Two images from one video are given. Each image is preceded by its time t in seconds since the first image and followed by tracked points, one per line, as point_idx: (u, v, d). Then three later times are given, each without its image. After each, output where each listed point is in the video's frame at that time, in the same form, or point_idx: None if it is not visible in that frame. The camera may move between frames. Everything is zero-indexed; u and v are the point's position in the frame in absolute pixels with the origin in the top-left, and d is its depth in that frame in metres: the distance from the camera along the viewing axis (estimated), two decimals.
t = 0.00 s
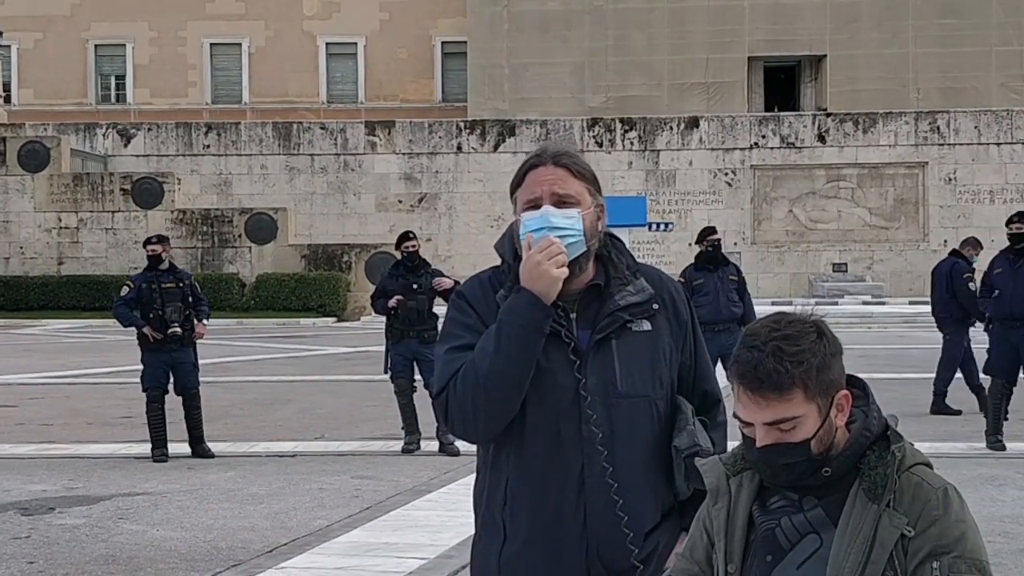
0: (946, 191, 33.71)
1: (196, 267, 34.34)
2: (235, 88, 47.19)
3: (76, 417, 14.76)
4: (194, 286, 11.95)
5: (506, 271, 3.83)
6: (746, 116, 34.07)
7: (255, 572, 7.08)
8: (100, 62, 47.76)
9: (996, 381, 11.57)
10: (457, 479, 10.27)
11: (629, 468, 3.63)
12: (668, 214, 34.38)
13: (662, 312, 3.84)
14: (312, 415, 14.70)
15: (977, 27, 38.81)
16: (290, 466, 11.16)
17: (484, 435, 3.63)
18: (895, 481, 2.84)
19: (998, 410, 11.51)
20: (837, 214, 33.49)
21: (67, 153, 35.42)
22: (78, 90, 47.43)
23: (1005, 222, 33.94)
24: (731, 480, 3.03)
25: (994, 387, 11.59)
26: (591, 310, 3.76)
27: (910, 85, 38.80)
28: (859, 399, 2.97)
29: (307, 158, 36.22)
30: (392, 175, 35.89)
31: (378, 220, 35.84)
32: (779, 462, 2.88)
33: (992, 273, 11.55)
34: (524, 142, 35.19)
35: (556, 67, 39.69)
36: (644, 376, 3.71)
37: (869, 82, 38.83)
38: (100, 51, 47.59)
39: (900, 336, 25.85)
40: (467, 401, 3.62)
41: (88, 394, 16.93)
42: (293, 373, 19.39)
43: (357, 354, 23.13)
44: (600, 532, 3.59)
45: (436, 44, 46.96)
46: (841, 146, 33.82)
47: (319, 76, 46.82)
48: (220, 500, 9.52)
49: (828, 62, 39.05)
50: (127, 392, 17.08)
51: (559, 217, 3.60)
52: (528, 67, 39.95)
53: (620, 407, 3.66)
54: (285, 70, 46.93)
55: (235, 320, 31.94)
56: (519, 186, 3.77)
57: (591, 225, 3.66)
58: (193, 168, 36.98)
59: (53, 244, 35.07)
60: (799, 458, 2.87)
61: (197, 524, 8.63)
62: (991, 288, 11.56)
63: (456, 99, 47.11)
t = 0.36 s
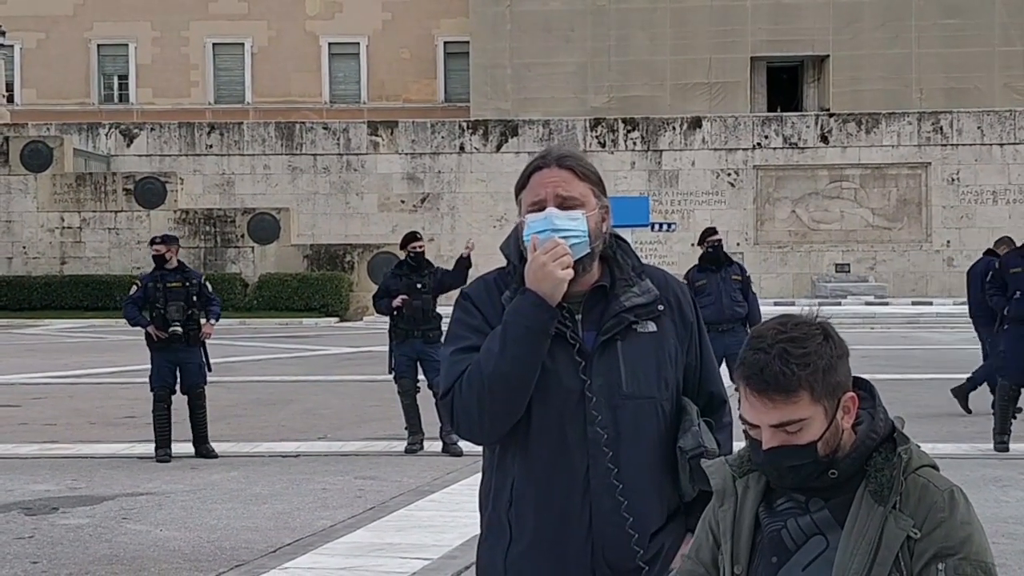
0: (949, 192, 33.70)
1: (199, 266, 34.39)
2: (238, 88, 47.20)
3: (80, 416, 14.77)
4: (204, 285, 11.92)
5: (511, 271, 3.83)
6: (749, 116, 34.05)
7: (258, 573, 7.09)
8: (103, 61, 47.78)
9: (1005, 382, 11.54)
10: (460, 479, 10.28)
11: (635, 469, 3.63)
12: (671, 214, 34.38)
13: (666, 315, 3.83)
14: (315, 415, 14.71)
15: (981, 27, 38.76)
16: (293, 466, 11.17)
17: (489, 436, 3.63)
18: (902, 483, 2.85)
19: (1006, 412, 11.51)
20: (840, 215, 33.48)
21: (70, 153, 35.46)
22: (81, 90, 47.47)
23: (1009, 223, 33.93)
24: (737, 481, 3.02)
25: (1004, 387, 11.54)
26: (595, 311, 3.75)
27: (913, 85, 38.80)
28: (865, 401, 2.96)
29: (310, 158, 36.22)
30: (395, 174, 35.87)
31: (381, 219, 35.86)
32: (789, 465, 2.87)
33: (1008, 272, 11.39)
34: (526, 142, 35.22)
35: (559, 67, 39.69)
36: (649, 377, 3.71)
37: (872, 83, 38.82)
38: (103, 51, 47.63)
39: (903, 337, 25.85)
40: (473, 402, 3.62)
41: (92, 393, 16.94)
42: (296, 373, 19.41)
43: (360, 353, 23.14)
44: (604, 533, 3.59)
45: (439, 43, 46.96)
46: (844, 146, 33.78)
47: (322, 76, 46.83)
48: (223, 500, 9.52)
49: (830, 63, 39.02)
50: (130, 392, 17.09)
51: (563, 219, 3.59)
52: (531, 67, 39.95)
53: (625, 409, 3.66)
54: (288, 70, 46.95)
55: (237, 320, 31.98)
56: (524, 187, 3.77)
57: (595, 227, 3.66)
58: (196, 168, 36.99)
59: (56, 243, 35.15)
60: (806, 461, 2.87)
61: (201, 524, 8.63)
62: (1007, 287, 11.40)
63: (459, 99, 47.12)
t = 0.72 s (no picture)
0: (948, 192, 33.68)
1: (198, 267, 34.39)
2: (237, 88, 47.19)
3: (80, 417, 14.77)
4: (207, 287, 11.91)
5: (510, 273, 3.83)
6: (748, 117, 34.03)
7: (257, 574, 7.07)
8: (102, 62, 47.77)
9: (1005, 381, 11.52)
10: (459, 480, 10.28)
11: (634, 470, 3.63)
12: (671, 215, 34.38)
13: (666, 316, 3.83)
14: (315, 416, 14.70)
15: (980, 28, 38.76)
16: (292, 467, 11.16)
17: (489, 436, 3.63)
18: (901, 482, 2.84)
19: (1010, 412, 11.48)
20: (839, 215, 33.49)
21: (69, 155, 35.49)
22: (80, 90, 47.48)
23: (1008, 223, 33.93)
24: (735, 483, 3.02)
25: (1007, 390, 11.51)
26: (594, 312, 3.75)
27: (912, 87, 38.82)
28: (862, 400, 2.96)
29: (309, 159, 36.21)
30: (394, 175, 35.87)
31: (380, 220, 35.86)
32: (787, 467, 2.87)
33: (1006, 273, 11.41)
34: (525, 143, 35.26)
35: (559, 68, 39.70)
36: (648, 377, 3.71)
37: (871, 83, 38.85)
38: (102, 52, 47.63)
39: (903, 337, 25.84)
40: (472, 404, 3.62)
41: (92, 395, 16.95)
42: (295, 374, 19.40)
43: (359, 354, 23.13)
44: (603, 535, 3.59)
45: (438, 45, 46.93)
46: (843, 147, 33.78)
47: (321, 77, 46.81)
48: (222, 501, 9.52)
49: (829, 64, 39.04)
50: (130, 393, 17.09)
51: (561, 220, 3.58)
52: (530, 68, 39.95)
53: (623, 410, 3.66)
54: (288, 71, 46.94)
55: (237, 321, 31.98)
56: (522, 189, 3.76)
57: (594, 228, 3.66)
58: (195, 169, 36.99)
59: (56, 244, 35.13)
60: (806, 462, 2.86)
61: (199, 525, 8.63)
62: (1005, 289, 11.36)
63: (458, 100, 47.13)
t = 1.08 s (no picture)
0: (944, 192, 33.71)
1: (195, 268, 34.37)
2: (234, 90, 47.16)
3: (76, 419, 14.78)
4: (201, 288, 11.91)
5: (505, 275, 3.83)
6: (745, 118, 34.04)
7: None
8: (98, 63, 47.77)
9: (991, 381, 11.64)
10: (455, 482, 10.27)
11: (629, 471, 3.63)
12: (667, 216, 34.39)
13: (660, 318, 3.83)
14: (312, 417, 14.70)
15: (977, 28, 38.76)
16: (288, 469, 11.16)
17: (484, 438, 3.63)
18: (898, 485, 2.84)
19: (1001, 412, 11.52)
20: (836, 216, 33.53)
21: (66, 156, 35.48)
22: (76, 92, 47.48)
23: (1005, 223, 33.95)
24: (732, 485, 3.03)
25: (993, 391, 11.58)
26: (589, 314, 3.76)
27: (908, 87, 38.85)
28: (860, 403, 2.96)
29: (305, 160, 36.20)
30: (391, 176, 35.87)
31: (377, 221, 35.84)
32: (784, 469, 2.87)
33: (987, 274, 11.56)
34: (521, 145, 35.23)
35: (555, 69, 39.70)
36: (643, 378, 3.71)
37: (868, 83, 38.86)
38: (99, 53, 47.62)
39: (898, 338, 25.86)
40: (466, 406, 3.62)
41: (89, 396, 16.94)
42: (292, 375, 19.40)
43: (355, 355, 23.13)
44: (598, 536, 3.59)
45: (434, 46, 46.89)
46: (839, 148, 33.81)
47: (317, 78, 46.80)
48: (219, 503, 9.52)
49: (825, 65, 39.08)
50: (126, 395, 17.10)
51: (555, 222, 3.58)
52: (527, 69, 39.96)
53: (618, 411, 3.66)
54: (284, 72, 46.90)
55: (233, 323, 31.96)
56: (517, 192, 3.77)
57: (588, 229, 3.66)
58: (191, 170, 36.98)
59: (52, 246, 35.12)
60: (804, 465, 2.86)
61: (196, 526, 8.63)
62: (988, 291, 11.53)
63: (454, 101, 47.11)
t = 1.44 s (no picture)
0: (944, 193, 33.70)
1: (194, 270, 34.37)
2: (233, 91, 47.21)
3: (76, 421, 14.79)
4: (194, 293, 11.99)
5: (503, 276, 3.83)
6: (744, 119, 34.04)
7: None
8: (98, 64, 47.81)
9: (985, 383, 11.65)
10: (456, 483, 10.27)
11: (627, 471, 3.63)
12: (667, 217, 34.39)
13: (659, 319, 3.83)
14: (312, 419, 14.71)
15: (977, 29, 38.74)
16: (288, 471, 11.16)
17: (482, 439, 3.63)
18: (896, 486, 2.83)
19: (996, 412, 11.56)
20: (835, 217, 33.54)
21: (65, 158, 35.53)
22: (76, 93, 47.53)
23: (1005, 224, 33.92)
24: (729, 485, 3.03)
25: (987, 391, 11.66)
26: (587, 315, 3.76)
27: (908, 88, 38.84)
28: (858, 404, 2.96)
29: (305, 161, 36.20)
30: (390, 177, 35.86)
31: (376, 223, 35.83)
32: (788, 473, 2.87)
33: (974, 278, 11.63)
34: (521, 146, 35.21)
35: (554, 70, 39.71)
36: (641, 379, 3.71)
37: (867, 84, 38.87)
38: (98, 55, 47.66)
39: (898, 339, 25.85)
40: (464, 406, 3.62)
41: (88, 398, 16.94)
42: (292, 377, 19.40)
43: (355, 357, 23.13)
44: (597, 537, 3.59)
45: (434, 47, 46.85)
46: (839, 149, 33.82)
47: (317, 80, 46.80)
48: (219, 505, 9.52)
49: (825, 65, 39.07)
50: (127, 396, 17.10)
51: (554, 222, 3.57)
52: (526, 70, 39.96)
53: (617, 412, 3.66)
54: (284, 74, 46.88)
55: (232, 324, 31.97)
56: (515, 193, 3.76)
57: (586, 230, 3.66)
58: (191, 172, 36.99)
59: (52, 247, 35.14)
60: (801, 465, 2.87)
61: (196, 528, 8.64)
62: (976, 294, 11.59)
63: (454, 102, 47.10)
